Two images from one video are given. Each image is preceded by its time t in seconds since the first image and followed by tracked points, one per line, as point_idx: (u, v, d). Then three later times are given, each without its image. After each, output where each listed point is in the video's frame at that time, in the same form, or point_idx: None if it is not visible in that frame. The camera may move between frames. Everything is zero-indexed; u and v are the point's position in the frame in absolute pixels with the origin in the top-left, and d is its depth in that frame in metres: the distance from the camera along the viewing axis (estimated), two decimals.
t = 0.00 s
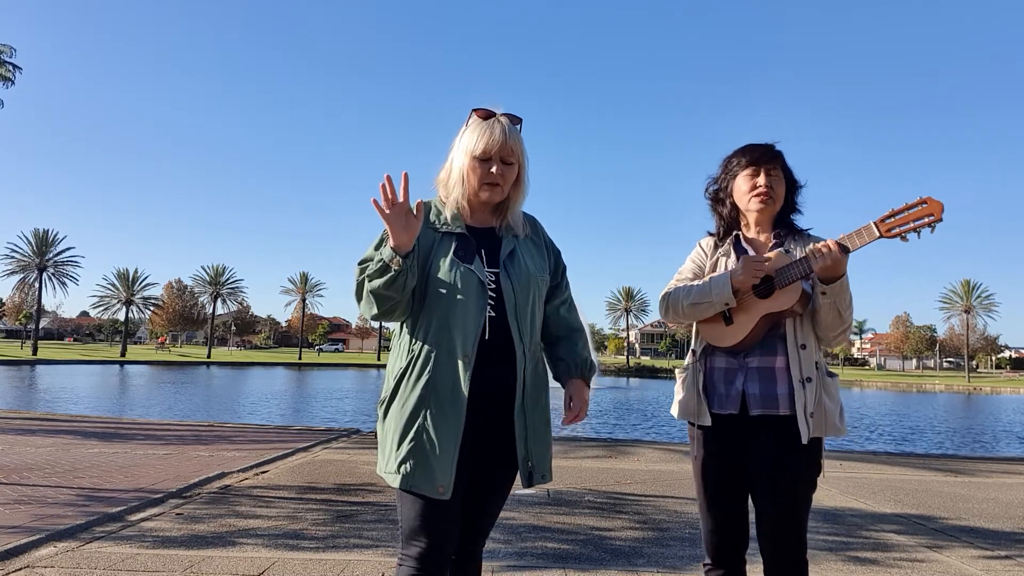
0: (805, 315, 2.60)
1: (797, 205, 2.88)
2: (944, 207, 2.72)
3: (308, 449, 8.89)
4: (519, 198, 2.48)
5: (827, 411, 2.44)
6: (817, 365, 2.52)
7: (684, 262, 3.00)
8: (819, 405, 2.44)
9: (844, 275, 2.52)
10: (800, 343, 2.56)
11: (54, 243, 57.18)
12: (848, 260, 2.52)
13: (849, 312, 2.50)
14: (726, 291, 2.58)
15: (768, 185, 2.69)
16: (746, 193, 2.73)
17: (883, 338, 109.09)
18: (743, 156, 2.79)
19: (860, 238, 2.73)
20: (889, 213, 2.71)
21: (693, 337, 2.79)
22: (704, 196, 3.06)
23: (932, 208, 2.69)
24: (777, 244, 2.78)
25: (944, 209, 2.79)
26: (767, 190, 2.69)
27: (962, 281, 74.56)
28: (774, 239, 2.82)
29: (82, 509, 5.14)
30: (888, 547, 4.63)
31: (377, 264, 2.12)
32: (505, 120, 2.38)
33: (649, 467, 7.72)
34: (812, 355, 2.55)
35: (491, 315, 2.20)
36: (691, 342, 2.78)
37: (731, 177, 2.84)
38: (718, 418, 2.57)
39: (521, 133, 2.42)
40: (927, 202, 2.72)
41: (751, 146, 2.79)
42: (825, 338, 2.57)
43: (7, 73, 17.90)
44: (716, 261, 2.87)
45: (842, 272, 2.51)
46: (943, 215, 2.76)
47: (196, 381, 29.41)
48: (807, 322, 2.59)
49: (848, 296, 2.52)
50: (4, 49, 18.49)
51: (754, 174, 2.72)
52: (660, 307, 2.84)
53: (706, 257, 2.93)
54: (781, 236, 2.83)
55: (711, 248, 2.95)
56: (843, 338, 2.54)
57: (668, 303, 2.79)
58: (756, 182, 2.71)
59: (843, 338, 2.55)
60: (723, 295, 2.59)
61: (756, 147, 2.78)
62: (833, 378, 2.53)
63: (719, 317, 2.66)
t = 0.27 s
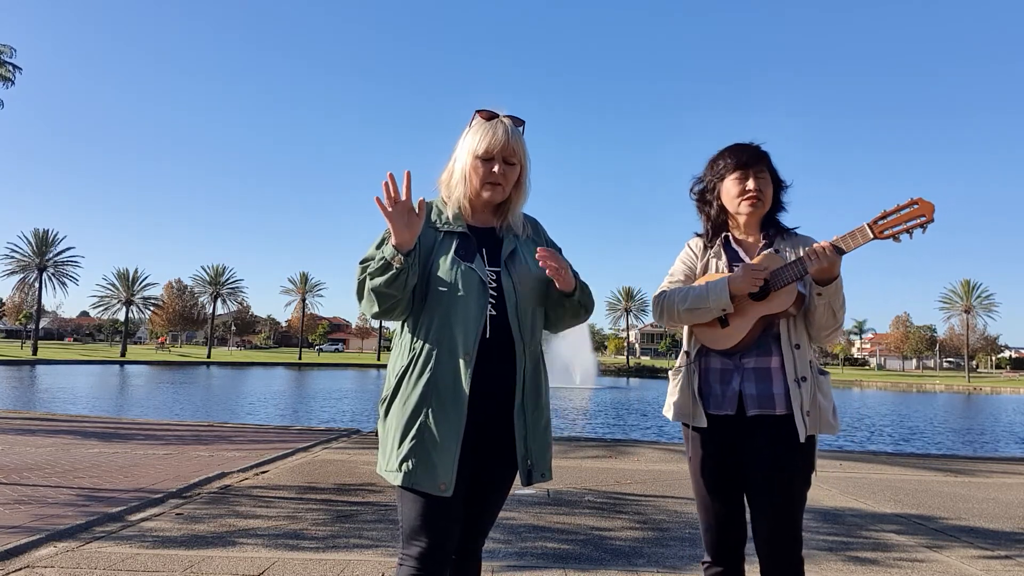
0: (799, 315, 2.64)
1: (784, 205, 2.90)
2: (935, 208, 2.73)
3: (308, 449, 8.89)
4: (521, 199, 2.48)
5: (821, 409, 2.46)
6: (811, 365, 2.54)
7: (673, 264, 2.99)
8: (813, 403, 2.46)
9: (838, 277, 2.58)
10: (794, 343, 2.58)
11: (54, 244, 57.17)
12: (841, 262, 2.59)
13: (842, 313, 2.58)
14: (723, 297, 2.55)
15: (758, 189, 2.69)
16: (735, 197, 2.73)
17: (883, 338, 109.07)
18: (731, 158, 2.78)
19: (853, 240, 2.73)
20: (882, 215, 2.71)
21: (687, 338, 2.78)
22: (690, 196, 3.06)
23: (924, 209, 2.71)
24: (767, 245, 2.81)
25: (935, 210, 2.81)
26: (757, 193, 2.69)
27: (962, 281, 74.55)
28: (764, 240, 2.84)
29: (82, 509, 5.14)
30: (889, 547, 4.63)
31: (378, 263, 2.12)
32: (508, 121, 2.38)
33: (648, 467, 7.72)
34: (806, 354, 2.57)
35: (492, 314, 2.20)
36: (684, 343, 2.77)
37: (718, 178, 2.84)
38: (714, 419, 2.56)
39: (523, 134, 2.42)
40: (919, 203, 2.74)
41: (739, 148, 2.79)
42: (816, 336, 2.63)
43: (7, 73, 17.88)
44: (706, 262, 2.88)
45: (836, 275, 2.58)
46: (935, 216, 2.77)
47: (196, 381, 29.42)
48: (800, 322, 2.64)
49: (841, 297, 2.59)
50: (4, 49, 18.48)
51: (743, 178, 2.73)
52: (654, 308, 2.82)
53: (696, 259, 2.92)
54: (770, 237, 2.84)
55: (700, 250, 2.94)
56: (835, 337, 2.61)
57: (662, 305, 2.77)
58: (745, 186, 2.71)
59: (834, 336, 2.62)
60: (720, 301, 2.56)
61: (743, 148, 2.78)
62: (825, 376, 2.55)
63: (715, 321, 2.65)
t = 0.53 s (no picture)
0: (792, 315, 2.66)
1: (767, 204, 2.93)
2: (922, 204, 2.83)
3: (308, 450, 8.89)
4: (522, 200, 2.48)
5: (815, 406, 2.49)
6: (805, 363, 2.57)
7: (663, 268, 2.98)
8: (808, 401, 2.49)
9: (830, 276, 2.61)
10: (787, 343, 2.61)
11: (54, 244, 57.18)
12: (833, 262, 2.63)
13: (833, 311, 2.62)
14: (718, 299, 2.56)
15: (743, 192, 2.71)
16: (721, 200, 2.74)
17: (883, 338, 109.06)
18: (715, 161, 2.79)
19: (844, 239, 2.76)
20: (872, 214, 2.78)
21: (683, 341, 2.78)
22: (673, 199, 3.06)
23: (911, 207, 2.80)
24: (755, 247, 2.84)
25: (920, 207, 2.91)
26: (743, 196, 2.71)
27: (962, 281, 74.54)
28: (752, 242, 2.86)
29: (82, 509, 5.14)
30: (889, 547, 4.63)
31: (378, 264, 2.13)
32: (508, 122, 2.39)
33: (648, 467, 7.72)
34: (800, 353, 2.60)
35: (492, 314, 2.20)
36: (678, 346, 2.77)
37: (702, 181, 2.85)
38: (712, 420, 2.56)
39: (523, 136, 2.43)
40: (906, 201, 2.84)
41: (722, 151, 2.80)
42: (808, 333, 2.67)
43: (6, 73, 17.89)
44: (696, 265, 2.88)
45: (829, 274, 2.61)
46: (920, 212, 2.87)
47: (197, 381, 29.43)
48: (793, 322, 2.67)
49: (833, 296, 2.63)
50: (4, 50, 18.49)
51: (728, 181, 2.74)
52: (649, 312, 2.82)
53: (685, 262, 2.93)
54: (758, 238, 2.87)
55: (688, 252, 2.94)
56: (825, 334, 2.66)
57: (658, 310, 2.77)
58: (732, 190, 2.72)
59: (824, 333, 2.66)
60: (715, 304, 2.57)
61: (725, 151, 2.80)
62: (818, 374, 2.58)
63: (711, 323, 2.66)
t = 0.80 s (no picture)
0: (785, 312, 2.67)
1: (753, 205, 2.95)
2: (907, 198, 2.88)
3: (308, 450, 8.89)
4: (522, 200, 2.48)
5: (810, 402, 2.50)
6: (800, 361, 2.58)
7: (655, 273, 2.97)
8: (804, 398, 2.50)
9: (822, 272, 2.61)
10: (782, 340, 2.63)
11: (54, 243, 57.19)
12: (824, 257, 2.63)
13: (827, 306, 2.62)
14: (712, 296, 2.56)
15: (731, 193, 2.72)
16: (709, 203, 2.75)
17: (883, 337, 109.08)
18: (700, 165, 2.81)
19: (835, 235, 2.78)
20: (859, 209, 2.82)
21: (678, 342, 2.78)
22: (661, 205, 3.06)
23: (897, 199, 2.85)
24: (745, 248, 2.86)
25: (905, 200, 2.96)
26: (730, 197, 2.72)
27: (962, 281, 74.56)
28: (742, 243, 2.88)
29: (82, 509, 5.14)
30: (889, 547, 4.63)
31: (378, 264, 2.13)
32: (508, 121, 2.39)
33: (648, 467, 7.72)
34: (794, 350, 2.61)
35: (492, 313, 2.20)
36: (674, 348, 2.76)
37: (690, 185, 2.85)
38: (710, 420, 2.56)
39: (524, 135, 2.43)
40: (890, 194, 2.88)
41: (706, 154, 2.82)
42: (801, 329, 2.68)
43: (6, 73, 17.88)
44: (688, 268, 2.88)
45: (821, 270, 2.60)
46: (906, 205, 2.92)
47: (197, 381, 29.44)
48: (786, 319, 2.68)
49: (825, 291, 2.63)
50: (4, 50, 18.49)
51: (715, 184, 2.75)
52: (644, 314, 2.81)
53: (677, 266, 2.92)
54: (747, 239, 2.90)
55: (679, 256, 2.94)
56: (817, 329, 2.67)
57: (652, 312, 2.76)
58: (719, 192, 2.73)
59: (816, 329, 2.67)
60: (709, 301, 2.57)
61: (710, 154, 2.81)
62: (812, 371, 2.59)
63: (706, 323, 2.66)
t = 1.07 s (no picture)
0: (781, 312, 2.67)
1: (746, 207, 2.96)
2: (899, 195, 2.88)
3: (308, 450, 8.89)
4: (519, 199, 2.48)
5: (807, 401, 2.50)
6: (796, 360, 2.58)
7: (651, 277, 2.97)
8: (799, 397, 2.50)
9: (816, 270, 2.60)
10: (778, 340, 2.62)
11: (54, 243, 57.21)
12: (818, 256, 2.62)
13: (822, 305, 2.61)
14: (708, 298, 2.57)
15: (723, 196, 2.72)
16: (702, 206, 2.75)
17: (882, 337, 109.11)
18: (692, 169, 2.81)
19: (827, 234, 2.78)
20: (850, 207, 2.82)
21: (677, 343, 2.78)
22: (654, 211, 3.07)
23: (888, 197, 2.85)
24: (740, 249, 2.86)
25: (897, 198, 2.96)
26: (723, 200, 2.72)
27: (962, 281, 74.57)
28: (737, 246, 2.89)
29: (82, 508, 5.14)
30: (889, 547, 4.63)
31: (376, 264, 2.13)
32: (504, 121, 2.39)
33: (648, 467, 7.72)
34: (790, 349, 2.61)
35: (490, 314, 2.21)
36: (672, 350, 2.77)
37: (683, 189, 2.86)
38: (707, 420, 2.57)
39: (520, 134, 2.43)
40: (882, 192, 2.88)
41: (698, 159, 2.82)
42: (797, 329, 2.68)
43: (6, 74, 17.89)
44: (684, 271, 2.88)
45: (814, 269, 2.60)
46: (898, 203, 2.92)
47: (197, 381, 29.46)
48: (782, 319, 2.68)
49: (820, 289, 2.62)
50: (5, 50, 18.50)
51: (707, 187, 2.76)
52: (642, 317, 2.81)
53: (673, 269, 2.92)
54: (742, 241, 2.91)
55: (675, 260, 2.94)
56: (814, 329, 2.66)
57: (650, 315, 2.76)
58: (711, 195, 2.74)
59: (813, 328, 2.67)
60: (705, 303, 2.57)
61: (702, 158, 2.82)
62: (808, 371, 2.59)
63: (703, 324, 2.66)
